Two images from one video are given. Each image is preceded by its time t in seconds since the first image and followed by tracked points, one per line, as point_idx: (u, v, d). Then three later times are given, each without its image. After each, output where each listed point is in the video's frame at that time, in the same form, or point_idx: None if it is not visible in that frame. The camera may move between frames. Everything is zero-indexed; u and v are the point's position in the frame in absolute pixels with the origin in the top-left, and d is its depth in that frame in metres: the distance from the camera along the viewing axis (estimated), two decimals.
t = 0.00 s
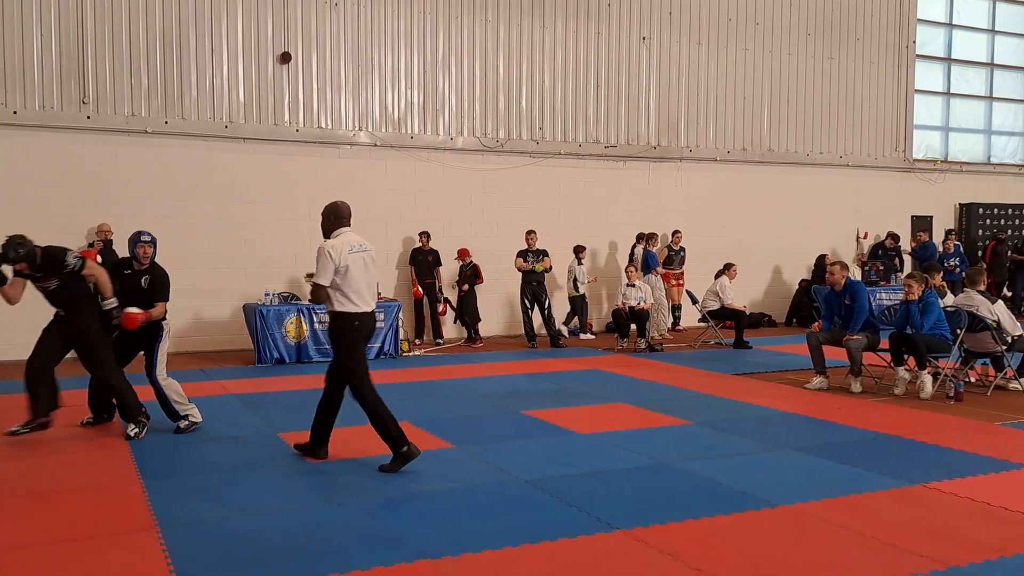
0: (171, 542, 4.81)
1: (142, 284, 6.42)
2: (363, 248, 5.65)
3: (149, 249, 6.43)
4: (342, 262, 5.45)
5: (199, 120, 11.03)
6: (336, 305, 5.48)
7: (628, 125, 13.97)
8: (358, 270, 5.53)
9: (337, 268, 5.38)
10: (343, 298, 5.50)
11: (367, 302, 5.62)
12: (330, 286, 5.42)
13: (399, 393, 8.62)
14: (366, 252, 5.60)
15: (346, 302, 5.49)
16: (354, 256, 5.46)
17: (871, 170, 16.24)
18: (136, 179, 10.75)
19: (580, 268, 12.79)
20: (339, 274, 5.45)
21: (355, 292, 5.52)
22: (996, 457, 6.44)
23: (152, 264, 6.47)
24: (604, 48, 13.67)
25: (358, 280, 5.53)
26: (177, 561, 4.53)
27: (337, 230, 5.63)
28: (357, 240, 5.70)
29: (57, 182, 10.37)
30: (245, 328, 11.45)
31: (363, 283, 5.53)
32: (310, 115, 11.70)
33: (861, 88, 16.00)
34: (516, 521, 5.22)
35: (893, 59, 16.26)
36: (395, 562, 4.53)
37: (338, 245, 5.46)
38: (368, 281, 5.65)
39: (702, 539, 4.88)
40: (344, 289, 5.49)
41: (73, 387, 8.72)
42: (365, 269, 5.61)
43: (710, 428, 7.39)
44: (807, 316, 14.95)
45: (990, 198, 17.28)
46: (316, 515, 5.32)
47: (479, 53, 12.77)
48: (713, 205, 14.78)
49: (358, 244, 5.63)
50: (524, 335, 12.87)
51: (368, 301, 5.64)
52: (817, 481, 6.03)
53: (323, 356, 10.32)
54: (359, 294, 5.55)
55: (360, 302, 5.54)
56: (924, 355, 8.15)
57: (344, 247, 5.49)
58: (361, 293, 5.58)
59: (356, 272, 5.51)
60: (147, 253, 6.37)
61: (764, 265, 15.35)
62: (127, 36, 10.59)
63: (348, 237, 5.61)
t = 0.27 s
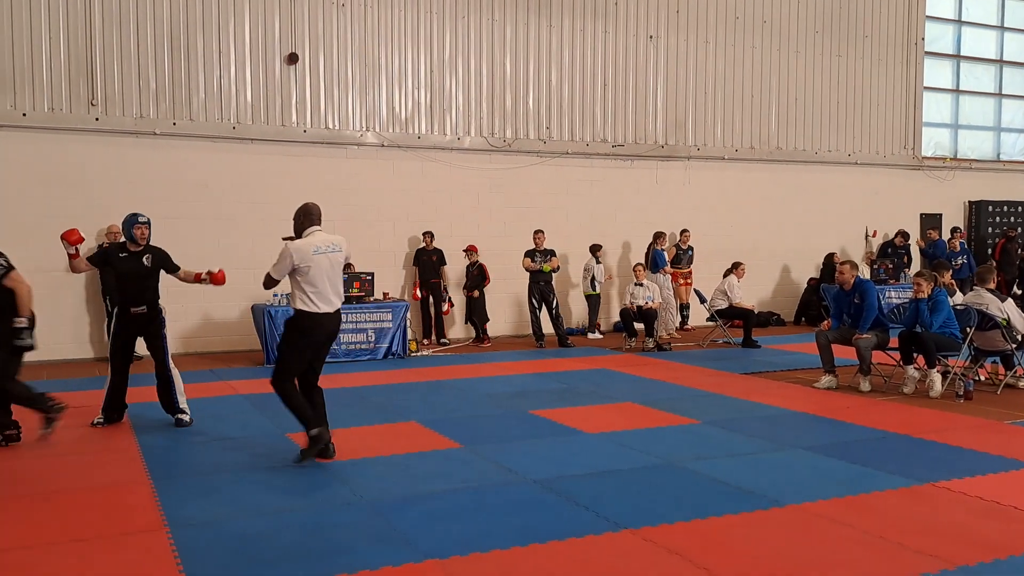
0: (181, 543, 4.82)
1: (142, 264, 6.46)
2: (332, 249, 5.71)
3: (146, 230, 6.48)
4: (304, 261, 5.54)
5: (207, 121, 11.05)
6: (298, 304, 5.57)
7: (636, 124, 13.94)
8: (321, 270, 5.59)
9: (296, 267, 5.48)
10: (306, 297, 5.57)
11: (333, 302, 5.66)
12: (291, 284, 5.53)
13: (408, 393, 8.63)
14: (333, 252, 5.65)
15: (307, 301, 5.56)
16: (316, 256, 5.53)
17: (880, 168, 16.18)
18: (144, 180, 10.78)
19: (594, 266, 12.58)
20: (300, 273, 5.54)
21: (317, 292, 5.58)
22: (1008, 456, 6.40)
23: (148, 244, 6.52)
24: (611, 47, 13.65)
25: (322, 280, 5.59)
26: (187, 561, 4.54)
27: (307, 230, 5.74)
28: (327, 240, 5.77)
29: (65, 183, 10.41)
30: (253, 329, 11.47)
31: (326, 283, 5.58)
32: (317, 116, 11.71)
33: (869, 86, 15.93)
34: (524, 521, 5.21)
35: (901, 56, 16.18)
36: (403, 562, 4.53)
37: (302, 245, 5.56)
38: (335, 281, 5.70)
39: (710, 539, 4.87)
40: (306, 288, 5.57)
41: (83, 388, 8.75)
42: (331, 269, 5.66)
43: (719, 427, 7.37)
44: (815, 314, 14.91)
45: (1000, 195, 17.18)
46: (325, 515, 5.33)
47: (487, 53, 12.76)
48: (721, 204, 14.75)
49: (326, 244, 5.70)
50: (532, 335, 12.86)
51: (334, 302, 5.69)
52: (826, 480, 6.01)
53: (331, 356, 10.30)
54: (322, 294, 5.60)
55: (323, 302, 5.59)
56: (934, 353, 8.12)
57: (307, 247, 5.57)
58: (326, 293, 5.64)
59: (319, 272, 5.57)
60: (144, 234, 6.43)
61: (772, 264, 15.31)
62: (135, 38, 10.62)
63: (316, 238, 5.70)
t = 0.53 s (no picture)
0: (188, 542, 4.84)
1: (160, 265, 6.52)
2: (293, 249, 5.87)
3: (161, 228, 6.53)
4: (261, 263, 5.77)
5: (213, 121, 11.08)
6: (260, 303, 5.82)
7: (642, 122, 13.93)
8: (278, 270, 5.78)
9: (250, 268, 5.72)
10: (266, 297, 5.80)
11: (293, 301, 5.83)
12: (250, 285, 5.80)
13: (414, 392, 8.64)
14: (291, 253, 5.80)
15: (267, 301, 5.79)
16: (269, 257, 5.73)
17: (886, 166, 16.13)
18: (150, 180, 10.82)
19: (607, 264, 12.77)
20: (258, 274, 5.79)
21: (275, 292, 5.78)
22: (1015, 454, 6.38)
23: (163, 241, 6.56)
24: (616, 45, 13.64)
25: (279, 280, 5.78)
26: (194, 560, 4.56)
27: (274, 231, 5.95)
28: (292, 240, 5.94)
29: (72, 184, 10.44)
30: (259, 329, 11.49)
31: (282, 283, 5.76)
32: (323, 116, 11.73)
33: (875, 83, 15.89)
34: (530, 520, 5.21)
35: (907, 54, 16.14)
36: (409, 561, 4.53)
37: (259, 247, 5.80)
38: (296, 281, 5.86)
39: (716, 538, 4.86)
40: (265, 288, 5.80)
41: (90, 388, 8.78)
42: (290, 269, 5.83)
43: (725, 426, 7.37)
44: (822, 312, 14.87)
45: (1007, 192, 17.13)
46: (331, 515, 5.33)
47: (492, 52, 12.76)
48: (727, 202, 14.72)
49: (287, 245, 5.87)
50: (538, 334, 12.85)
51: (295, 302, 5.85)
52: (832, 478, 5.99)
53: (338, 356, 10.31)
54: (281, 293, 5.80)
55: (281, 301, 5.78)
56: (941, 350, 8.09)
57: (265, 249, 5.79)
58: (285, 292, 5.82)
59: (274, 273, 5.76)
60: (158, 234, 6.45)
61: (779, 262, 15.27)
62: (141, 39, 10.65)
63: (279, 239, 5.90)
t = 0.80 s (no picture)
0: (207, 539, 4.87)
1: (202, 263, 6.59)
2: (282, 243, 5.96)
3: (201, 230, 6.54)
4: (250, 257, 5.91)
5: (230, 122, 11.15)
6: (251, 297, 5.95)
7: (658, 120, 13.87)
8: (265, 264, 5.88)
9: (238, 262, 5.87)
10: (256, 291, 5.92)
11: (281, 295, 5.90)
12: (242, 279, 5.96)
13: (430, 391, 8.65)
14: (278, 246, 5.90)
15: (257, 294, 5.91)
16: (255, 251, 5.86)
17: (906, 162, 15.98)
18: (168, 181, 10.90)
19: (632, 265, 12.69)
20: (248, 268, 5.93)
21: (262, 285, 5.88)
22: None
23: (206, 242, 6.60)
24: (632, 43, 13.59)
25: (266, 273, 5.88)
26: (212, 558, 4.58)
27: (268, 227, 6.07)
28: (284, 236, 6.03)
29: (92, 185, 10.54)
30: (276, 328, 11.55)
31: (269, 276, 5.85)
32: (338, 116, 11.78)
33: (893, 79, 15.73)
34: (546, 518, 5.20)
35: (927, 49, 15.98)
36: (425, 560, 4.53)
37: (250, 242, 5.95)
38: (284, 275, 5.93)
39: (734, 537, 4.83)
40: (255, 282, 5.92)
41: (110, 387, 8.86)
42: (278, 263, 5.91)
43: (742, 424, 7.32)
44: (841, 310, 14.75)
45: None
46: (348, 514, 5.34)
47: (507, 51, 12.76)
48: (744, 200, 14.63)
49: (277, 240, 5.97)
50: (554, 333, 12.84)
51: (283, 296, 5.93)
52: (851, 477, 5.94)
53: (354, 355, 10.34)
54: (269, 287, 5.89)
55: (268, 294, 5.88)
56: (962, 349, 8.00)
57: (254, 243, 5.93)
58: (273, 286, 5.90)
59: (262, 267, 5.87)
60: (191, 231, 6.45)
61: (797, 260, 15.16)
62: (158, 41, 10.74)
63: (271, 234, 6.01)
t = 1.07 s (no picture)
0: (251, 536, 4.94)
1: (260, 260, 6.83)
2: (314, 244, 5.99)
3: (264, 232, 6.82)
4: (282, 258, 5.97)
5: (273, 124, 11.30)
6: (283, 296, 6.04)
7: (700, 117, 13.73)
8: (296, 265, 5.94)
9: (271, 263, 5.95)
10: (288, 291, 6.00)
11: (312, 295, 5.98)
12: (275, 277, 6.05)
13: (470, 390, 8.66)
14: (309, 248, 5.93)
15: (289, 294, 5.99)
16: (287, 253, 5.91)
17: (955, 158, 15.59)
18: (212, 183, 11.08)
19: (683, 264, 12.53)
20: (281, 269, 6.00)
21: (294, 285, 5.96)
22: None
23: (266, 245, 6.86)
24: (672, 40, 13.47)
25: (298, 274, 5.95)
26: (256, 554, 4.64)
27: (300, 227, 6.10)
28: (315, 236, 6.05)
29: (139, 188, 10.76)
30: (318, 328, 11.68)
31: (300, 278, 5.92)
32: (379, 117, 11.87)
33: (942, 72, 15.37)
34: (587, 519, 5.17)
35: (978, 41, 15.58)
36: (466, 559, 4.53)
37: (281, 242, 6.00)
38: (315, 275, 5.99)
39: (778, 539, 4.75)
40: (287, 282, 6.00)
41: (157, 385, 9.03)
42: (309, 264, 5.96)
43: (786, 425, 7.20)
44: (889, 309, 14.46)
45: None
46: (390, 512, 5.37)
47: (548, 50, 12.75)
48: (788, 198, 14.40)
49: (308, 240, 6.00)
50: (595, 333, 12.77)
51: (314, 296, 6.00)
52: (899, 480, 5.80)
53: (395, 354, 10.40)
54: (299, 287, 5.97)
55: (299, 295, 5.96)
56: (1016, 349, 7.77)
57: (285, 244, 5.98)
58: (304, 286, 5.97)
59: (293, 268, 5.94)
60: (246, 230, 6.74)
61: (843, 258, 14.88)
62: (204, 44, 10.93)
63: (302, 234, 6.04)
